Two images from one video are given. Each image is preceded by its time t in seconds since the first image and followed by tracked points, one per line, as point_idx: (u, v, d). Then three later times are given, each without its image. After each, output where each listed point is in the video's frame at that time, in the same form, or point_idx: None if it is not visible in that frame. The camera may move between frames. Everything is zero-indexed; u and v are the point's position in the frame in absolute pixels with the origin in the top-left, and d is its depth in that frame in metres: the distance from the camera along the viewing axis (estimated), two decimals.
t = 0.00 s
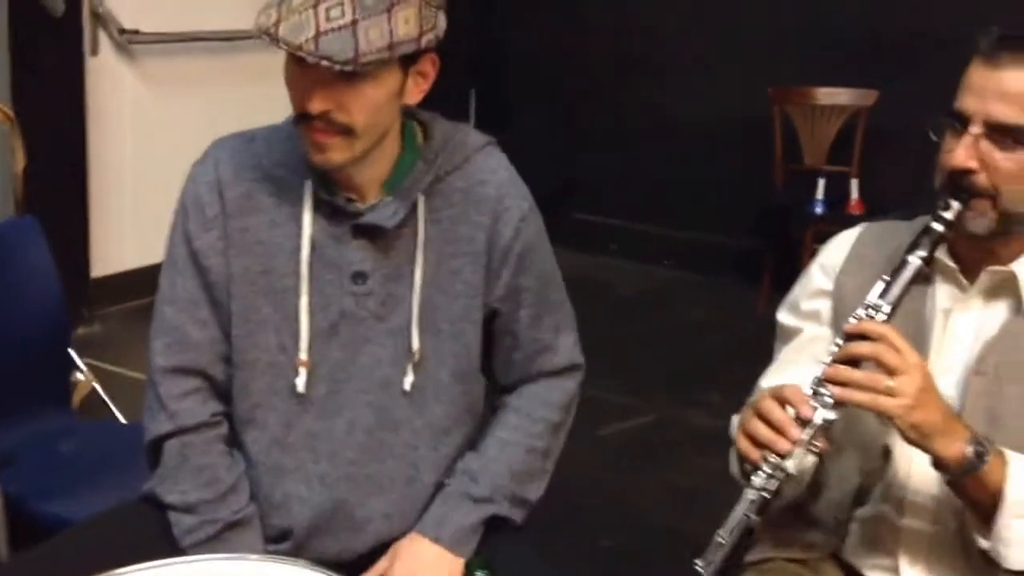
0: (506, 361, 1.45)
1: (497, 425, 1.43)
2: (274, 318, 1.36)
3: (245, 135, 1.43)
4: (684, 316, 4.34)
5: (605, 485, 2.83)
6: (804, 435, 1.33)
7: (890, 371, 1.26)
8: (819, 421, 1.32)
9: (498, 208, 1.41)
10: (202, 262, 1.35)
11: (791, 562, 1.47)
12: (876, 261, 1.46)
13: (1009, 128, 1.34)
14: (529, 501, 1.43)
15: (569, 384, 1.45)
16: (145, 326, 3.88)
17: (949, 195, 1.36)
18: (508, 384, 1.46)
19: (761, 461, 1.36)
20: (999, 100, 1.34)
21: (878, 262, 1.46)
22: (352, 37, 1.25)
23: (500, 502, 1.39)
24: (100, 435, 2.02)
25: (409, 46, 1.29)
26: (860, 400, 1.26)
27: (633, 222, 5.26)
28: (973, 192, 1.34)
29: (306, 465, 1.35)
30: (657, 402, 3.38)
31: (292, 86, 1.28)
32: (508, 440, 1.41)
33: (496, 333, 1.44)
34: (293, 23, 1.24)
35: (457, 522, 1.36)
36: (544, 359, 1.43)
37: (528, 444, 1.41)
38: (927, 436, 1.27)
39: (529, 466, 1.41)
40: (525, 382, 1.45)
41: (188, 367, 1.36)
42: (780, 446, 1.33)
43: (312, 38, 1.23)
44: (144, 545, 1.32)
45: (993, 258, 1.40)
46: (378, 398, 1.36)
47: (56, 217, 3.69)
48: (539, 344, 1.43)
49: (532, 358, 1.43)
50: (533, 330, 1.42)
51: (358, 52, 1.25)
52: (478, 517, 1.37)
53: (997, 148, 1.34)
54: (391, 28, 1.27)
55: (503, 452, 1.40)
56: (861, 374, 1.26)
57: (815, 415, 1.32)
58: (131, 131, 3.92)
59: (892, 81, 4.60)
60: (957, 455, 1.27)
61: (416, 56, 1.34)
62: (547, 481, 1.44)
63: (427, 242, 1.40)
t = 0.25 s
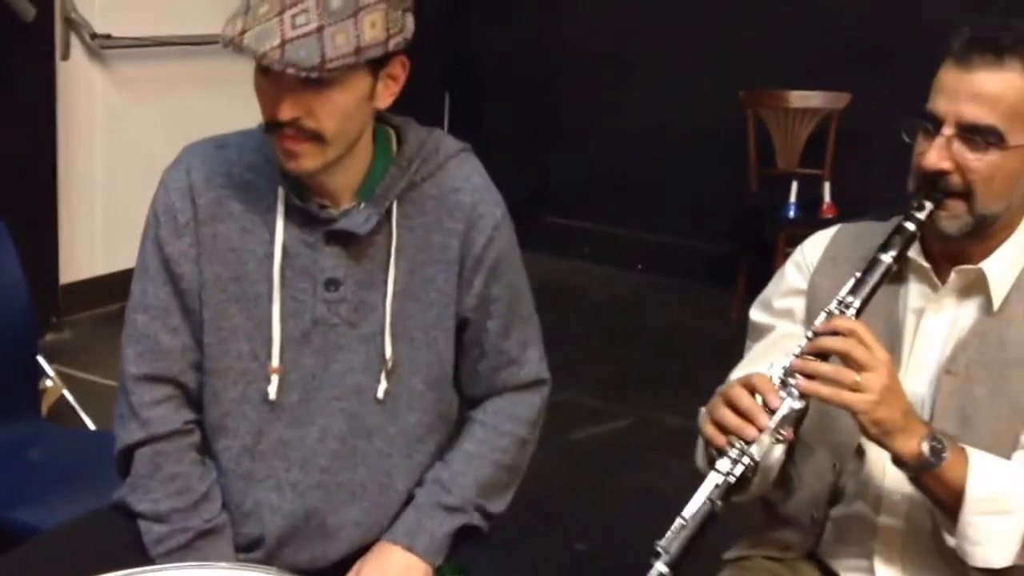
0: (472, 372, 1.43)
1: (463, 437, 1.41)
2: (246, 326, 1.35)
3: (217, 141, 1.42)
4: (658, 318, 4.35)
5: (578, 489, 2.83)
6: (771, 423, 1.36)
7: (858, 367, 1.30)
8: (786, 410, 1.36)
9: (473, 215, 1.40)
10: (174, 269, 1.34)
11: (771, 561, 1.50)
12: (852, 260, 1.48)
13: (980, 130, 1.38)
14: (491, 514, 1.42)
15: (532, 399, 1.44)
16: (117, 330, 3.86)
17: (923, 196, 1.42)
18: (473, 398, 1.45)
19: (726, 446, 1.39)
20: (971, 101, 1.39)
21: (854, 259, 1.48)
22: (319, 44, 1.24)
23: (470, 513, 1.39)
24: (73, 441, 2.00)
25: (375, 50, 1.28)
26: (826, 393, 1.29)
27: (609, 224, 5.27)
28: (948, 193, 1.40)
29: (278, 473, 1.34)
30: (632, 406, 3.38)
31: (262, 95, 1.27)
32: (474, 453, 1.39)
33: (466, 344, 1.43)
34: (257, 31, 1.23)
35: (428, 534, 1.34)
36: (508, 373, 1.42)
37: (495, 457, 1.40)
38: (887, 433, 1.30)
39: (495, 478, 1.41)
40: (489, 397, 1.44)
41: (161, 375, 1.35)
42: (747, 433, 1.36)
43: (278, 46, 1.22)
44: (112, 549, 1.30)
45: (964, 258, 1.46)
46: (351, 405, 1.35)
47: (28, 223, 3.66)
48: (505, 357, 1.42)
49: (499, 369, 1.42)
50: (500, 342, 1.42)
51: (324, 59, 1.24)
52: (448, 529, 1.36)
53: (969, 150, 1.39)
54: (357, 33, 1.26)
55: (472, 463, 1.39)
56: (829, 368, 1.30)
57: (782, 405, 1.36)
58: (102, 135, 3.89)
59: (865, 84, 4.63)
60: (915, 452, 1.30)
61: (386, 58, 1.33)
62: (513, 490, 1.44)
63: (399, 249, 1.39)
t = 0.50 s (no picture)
0: (453, 373, 1.45)
1: (445, 438, 1.43)
2: (220, 332, 1.35)
3: (189, 148, 1.42)
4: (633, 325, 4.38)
5: (554, 494, 2.84)
6: (749, 405, 1.39)
7: (837, 358, 1.32)
8: (763, 393, 1.40)
9: (444, 219, 1.42)
10: (147, 276, 1.35)
11: (738, 566, 1.54)
12: (829, 257, 1.53)
13: (962, 131, 1.42)
14: (470, 515, 1.43)
15: (518, 399, 1.46)
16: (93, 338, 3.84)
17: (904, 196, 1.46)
18: (456, 399, 1.47)
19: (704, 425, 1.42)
20: (953, 102, 1.41)
21: (832, 255, 1.53)
22: (305, 54, 1.25)
23: (448, 516, 1.40)
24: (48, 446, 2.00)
25: (359, 59, 1.30)
26: (804, 380, 1.31)
27: (585, 231, 5.30)
28: (927, 195, 1.44)
29: (252, 480, 1.35)
30: (608, 412, 3.40)
31: (243, 106, 1.27)
32: (456, 453, 1.41)
33: (444, 348, 1.45)
34: (245, 44, 1.24)
35: (405, 537, 1.36)
36: (488, 374, 1.44)
37: (476, 459, 1.42)
38: (856, 426, 1.33)
39: (474, 482, 1.42)
40: (471, 397, 1.46)
41: (134, 383, 1.35)
42: (725, 412, 1.39)
43: (266, 58, 1.23)
44: (87, 556, 1.31)
45: (944, 258, 1.50)
46: (326, 411, 1.36)
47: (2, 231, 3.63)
48: (486, 358, 1.44)
49: (480, 371, 1.44)
50: (479, 344, 1.44)
51: (313, 68, 1.25)
52: (426, 531, 1.37)
53: (951, 151, 1.43)
54: (341, 43, 1.28)
55: (454, 464, 1.41)
56: (810, 355, 1.32)
57: (760, 390, 1.40)
58: (76, 143, 3.88)
59: (838, 90, 4.67)
60: (881, 445, 1.33)
61: (363, 66, 1.34)
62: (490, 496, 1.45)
63: (373, 255, 1.40)
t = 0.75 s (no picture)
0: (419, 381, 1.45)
1: (410, 443, 1.43)
2: (197, 337, 1.35)
3: (166, 151, 1.42)
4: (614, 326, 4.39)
5: (531, 496, 2.85)
6: (730, 369, 1.39)
7: (819, 332, 1.32)
8: (744, 358, 1.40)
9: (421, 227, 1.42)
10: (124, 280, 1.34)
11: (716, 566, 1.55)
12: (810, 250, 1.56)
13: (949, 128, 1.43)
14: (438, 517, 1.43)
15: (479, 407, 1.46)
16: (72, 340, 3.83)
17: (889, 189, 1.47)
18: (419, 408, 1.46)
19: (685, 384, 1.41)
20: (941, 101, 1.43)
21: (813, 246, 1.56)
22: (283, 60, 1.25)
23: (421, 516, 1.40)
24: (26, 450, 1.99)
25: (336, 63, 1.30)
26: (787, 350, 1.32)
27: (563, 233, 5.30)
28: (910, 190, 1.44)
29: (230, 484, 1.35)
30: (587, 413, 3.41)
31: (222, 113, 1.27)
32: (426, 458, 1.41)
33: (414, 356, 1.44)
34: (222, 51, 1.24)
35: (384, 535, 1.36)
36: (457, 382, 1.45)
37: (445, 463, 1.42)
38: (833, 401, 1.34)
39: (443, 483, 1.42)
40: (437, 404, 1.45)
41: (112, 387, 1.35)
42: (706, 373, 1.38)
43: (244, 65, 1.23)
44: (63, 560, 1.30)
45: (926, 257, 1.50)
46: (303, 415, 1.36)
47: None
48: (453, 366, 1.44)
49: (448, 379, 1.44)
50: (449, 352, 1.44)
51: (291, 75, 1.25)
52: (401, 532, 1.38)
53: (936, 148, 1.44)
54: (318, 48, 1.28)
55: (425, 466, 1.41)
56: (795, 327, 1.32)
57: (742, 354, 1.39)
58: (53, 145, 3.86)
59: (815, 93, 4.69)
60: (858, 425, 1.34)
61: (340, 69, 1.34)
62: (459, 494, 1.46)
63: (351, 260, 1.40)
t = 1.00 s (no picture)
0: (407, 380, 1.48)
1: (399, 446, 1.45)
2: (176, 341, 1.36)
3: (144, 158, 1.42)
4: (592, 331, 4.41)
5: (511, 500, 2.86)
6: (716, 353, 1.42)
7: (805, 319, 1.36)
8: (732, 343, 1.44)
9: (399, 226, 1.44)
10: (103, 286, 1.34)
11: (690, 567, 1.57)
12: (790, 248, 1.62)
13: (936, 127, 1.50)
14: (424, 521, 1.44)
15: (470, 406, 1.47)
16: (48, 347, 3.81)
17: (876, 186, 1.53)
18: (410, 408, 1.49)
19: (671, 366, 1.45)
20: (929, 101, 1.50)
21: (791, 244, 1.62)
22: (259, 64, 1.26)
23: (404, 523, 1.41)
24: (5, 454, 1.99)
25: (312, 68, 1.30)
26: (771, 336, 1.36)
27: (541, 238, 5.32)
28: (896, 186, 1.51)
29: (210, 486, 1.35)
30: (566, 417, 3.43)
31: (199, 113, 1.29)
32: (408, 461, 1.43)
33: (398, 353, 1.46)
34: (198, 55, 1.25)
35: (364, 543, 1.36)
36: (442, 381, 1.46)
37: (431, 465, 1.44)
38: (817, 390, 1.36)
39: (428, 487, 1.43)
40: (426, 404, 1.48)
41: (91, 392, 1.35)
42: (693, 356, 1.42)
43: (220, 68, 1.24)
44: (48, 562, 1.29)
45: (911, 253, 1.56)
46: (282, 418, 1.37)
47: None
48: (437, 365, 1.46)
49: (433, 377, 1.46)
50: (432, 350, 1.45)
51: (267, 77, 1.26)
52: (382, 538, 1.38)
53: (924, 146, 1.50)
54: (295, 53, 1.28)
55: (406, 471, 1.42)
56: (781, 313, 1.36)
57: (728, 339, 1.43)
58: (33, 150, 3.85)
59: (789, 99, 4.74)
60: (841, 416, 1.37)
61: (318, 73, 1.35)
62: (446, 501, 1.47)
63: (329, 262, 1.41)
